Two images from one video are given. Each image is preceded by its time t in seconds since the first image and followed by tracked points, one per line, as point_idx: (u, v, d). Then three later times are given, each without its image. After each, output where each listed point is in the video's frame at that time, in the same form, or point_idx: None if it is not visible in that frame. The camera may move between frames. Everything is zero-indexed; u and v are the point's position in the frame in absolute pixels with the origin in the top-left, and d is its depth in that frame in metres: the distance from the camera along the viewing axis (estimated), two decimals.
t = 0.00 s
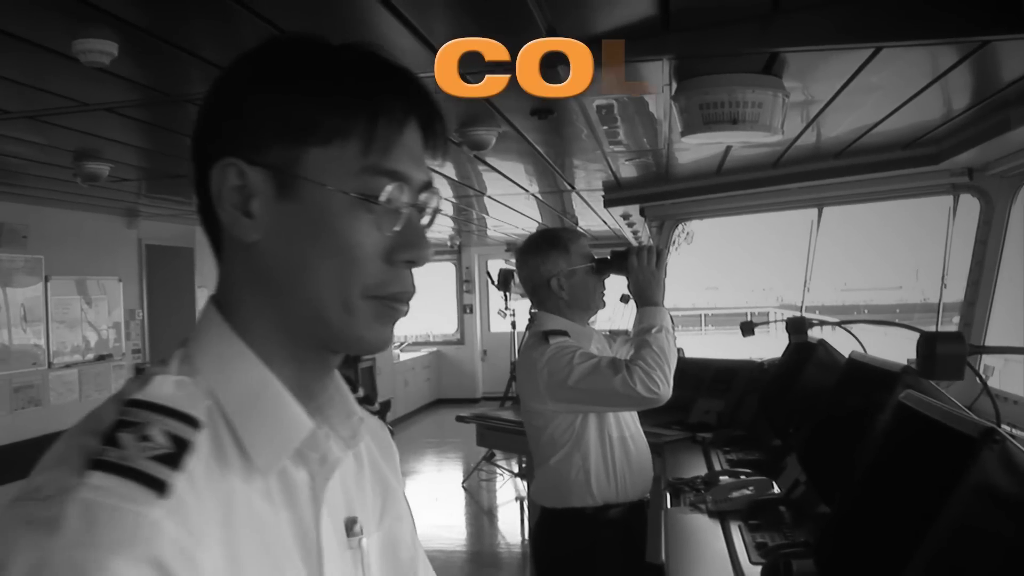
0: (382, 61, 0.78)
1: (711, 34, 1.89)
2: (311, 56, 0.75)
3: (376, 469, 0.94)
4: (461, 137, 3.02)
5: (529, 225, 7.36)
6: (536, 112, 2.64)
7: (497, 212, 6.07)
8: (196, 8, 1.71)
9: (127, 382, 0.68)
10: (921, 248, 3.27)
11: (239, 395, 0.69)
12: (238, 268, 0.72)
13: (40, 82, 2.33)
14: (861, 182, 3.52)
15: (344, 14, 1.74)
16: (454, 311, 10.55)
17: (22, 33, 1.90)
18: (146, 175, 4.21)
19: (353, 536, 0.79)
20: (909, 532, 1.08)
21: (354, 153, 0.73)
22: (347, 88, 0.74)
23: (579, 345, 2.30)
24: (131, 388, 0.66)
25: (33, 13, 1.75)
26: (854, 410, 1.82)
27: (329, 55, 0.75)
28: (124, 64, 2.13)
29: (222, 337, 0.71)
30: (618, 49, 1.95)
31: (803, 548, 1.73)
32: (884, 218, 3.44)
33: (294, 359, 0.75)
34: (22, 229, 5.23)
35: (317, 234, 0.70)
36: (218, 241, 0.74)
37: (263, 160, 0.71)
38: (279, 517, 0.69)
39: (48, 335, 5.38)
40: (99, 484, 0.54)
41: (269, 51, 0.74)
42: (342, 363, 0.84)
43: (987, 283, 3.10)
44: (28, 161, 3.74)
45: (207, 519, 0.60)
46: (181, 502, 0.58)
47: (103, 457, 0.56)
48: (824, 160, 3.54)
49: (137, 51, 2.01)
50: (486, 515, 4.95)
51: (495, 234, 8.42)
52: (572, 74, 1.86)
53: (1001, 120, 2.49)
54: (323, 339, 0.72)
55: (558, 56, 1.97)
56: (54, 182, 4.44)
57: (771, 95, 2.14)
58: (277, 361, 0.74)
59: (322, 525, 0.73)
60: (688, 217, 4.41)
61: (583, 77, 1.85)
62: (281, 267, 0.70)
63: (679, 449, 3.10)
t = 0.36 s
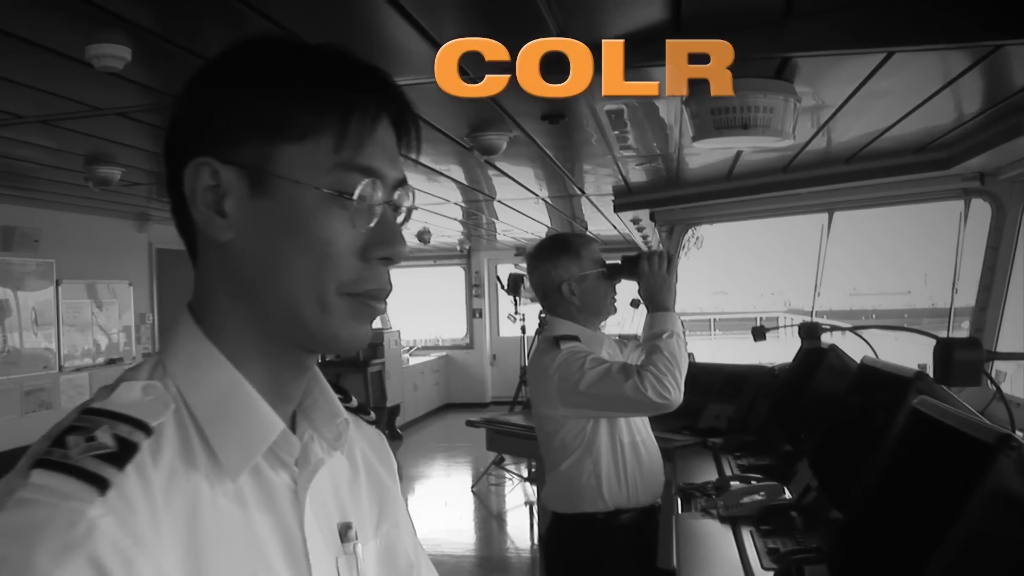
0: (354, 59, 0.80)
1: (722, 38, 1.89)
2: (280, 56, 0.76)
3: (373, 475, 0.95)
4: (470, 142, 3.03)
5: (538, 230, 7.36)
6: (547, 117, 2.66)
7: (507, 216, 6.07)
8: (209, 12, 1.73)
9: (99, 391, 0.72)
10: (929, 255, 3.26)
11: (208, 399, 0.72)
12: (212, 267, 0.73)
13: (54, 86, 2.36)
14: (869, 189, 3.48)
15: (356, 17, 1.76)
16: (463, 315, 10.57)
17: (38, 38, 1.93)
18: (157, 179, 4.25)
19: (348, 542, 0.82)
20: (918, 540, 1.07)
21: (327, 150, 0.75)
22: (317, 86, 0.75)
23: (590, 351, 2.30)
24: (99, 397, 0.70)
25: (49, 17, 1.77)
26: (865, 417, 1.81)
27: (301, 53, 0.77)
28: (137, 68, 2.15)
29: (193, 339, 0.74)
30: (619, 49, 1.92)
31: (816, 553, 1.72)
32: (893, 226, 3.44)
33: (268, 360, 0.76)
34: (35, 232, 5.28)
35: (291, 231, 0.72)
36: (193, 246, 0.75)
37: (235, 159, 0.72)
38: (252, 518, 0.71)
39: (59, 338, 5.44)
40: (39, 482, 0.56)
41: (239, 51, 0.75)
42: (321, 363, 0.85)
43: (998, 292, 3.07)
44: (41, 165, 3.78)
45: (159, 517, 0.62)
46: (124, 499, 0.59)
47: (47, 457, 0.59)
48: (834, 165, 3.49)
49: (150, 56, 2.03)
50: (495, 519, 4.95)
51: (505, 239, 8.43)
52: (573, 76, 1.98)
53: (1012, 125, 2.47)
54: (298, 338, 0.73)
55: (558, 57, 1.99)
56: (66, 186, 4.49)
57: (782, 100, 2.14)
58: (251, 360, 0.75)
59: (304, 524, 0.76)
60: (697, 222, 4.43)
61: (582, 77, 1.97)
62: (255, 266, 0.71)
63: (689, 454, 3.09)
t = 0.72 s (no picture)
0: (338, 54, 0.80)
1: (727, 40, 1.88)
2: (263, 50, 0.76)
3: (373, 469, 0.95)
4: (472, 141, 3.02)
5: (539, 230, 7.35)
6: (551, 117, 2.66)
7: (507, 216, 6.07)
8: (214, 9, 1.73)
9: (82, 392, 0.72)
10: (931, 259, 3.24)
11: (189, 396, 0.72)
12: (195, 261, 0.73)
13: (59, 82, 2.36)
14: (873, 192, 3.50)
15: (360, 16, 1.76)
16: (463, 315, 10.58)
17: (44, 33, 1.93)
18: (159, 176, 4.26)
19: (349, 535, 0.83)
20: (921, 547, 1.06)
21: (311, 143, 0.75)
22: (300, 80, 0.75)
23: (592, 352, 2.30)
24: (79, 399, 0.70)
25: (55, 13, 1.78)
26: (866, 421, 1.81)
27: (286, 47, 0.77)
28: (142, 65, 2.16)
29: (175, 337, 0.73)
30: (619, 49, 1.92)
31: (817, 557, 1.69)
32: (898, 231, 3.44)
33: (252, 356, 0.76)
34: (37, 228, 5.29)
35: (274, 223, 0.71)
36: (176, 242, 0.75)
37: (218, 152, 0.72)
38: (236, 513, 0.70)
39: (59, 334, 5.46)
40: (8, 481, 0.57)
41: (222, 45, 0.75)
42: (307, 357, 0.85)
43: (1000, 293, 3.00)
44: (44, 161, 3.79)
45: (136, 512, 0.61)
46: (95, 494, 0.59)
47: (19, 457, 0.59)
48: (837, 168, 3.53)
49: (156, 52, 2.03)
50: (492, 519, 4.95)
51: (504, 239, 8.43)
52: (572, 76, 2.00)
53: (1015, 130, 2.46)
54: (282, 332, 0.73)
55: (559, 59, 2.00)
56: (69, 182, 4.50)
57: (787, 103, 2.17)
58: (234, 355, 0.75)
59: (293, 519, 0.75)
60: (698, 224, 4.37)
61: (582, 77, 1.99)
62: (238, 260, 0.71)
63: (689, 456, 3.09)
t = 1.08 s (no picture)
0: (323, 41, 0.79)
1: (724, 37, 1.87)
2: (246, 39, 0.75)
3: (380, 459, 0.93)
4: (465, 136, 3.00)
5: (529, 226, 7.34)
6: (546, 113, 2.63)
7: (498, 212, 6.05)
8: (208, 1, 1.71)
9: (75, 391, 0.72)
10: (927, 257, 3.24)
11: (182, 391, 0.71)
12: (188, 254, 0.72)
13: (50, 76, 2.34)
14: (856, 190, 3.48)
15: (356, 9, 1.74)
16: (452, 311, 10.56)
17: (37, 26, 1.90)
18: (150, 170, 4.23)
19: (357, 526, 0.82)
20: (919, 545, 1.06)
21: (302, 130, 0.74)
22: (287, 67, 0.75)
23: (586, 349, 2.29)
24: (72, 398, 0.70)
25: (48, 6, 1.76)
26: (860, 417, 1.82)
27: (270, 36, 0.76)
28: (135, 58, 2.13)
29: (168, 333, 0.73)
30: (619, 49, 1.92)
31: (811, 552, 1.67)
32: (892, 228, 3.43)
33: (247, 348, 0.75)
34: (26, 223, 5.25)
35: (268, 212, 0.70)
36: (169, 237, 0.74)
37: (208, 144, 0.71)
38: (234, 505, 0.70)
39: (48, 329, 5.43)
40: None
41: (205, 36, 0.74)
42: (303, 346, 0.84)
43: (989, 293, 3.03)
44: (33, 154, 3.76)
45: (125, 507, 0.60)
46: (80, 489, 0.58)
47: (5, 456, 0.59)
48: (827, 166, 3.47)
49: (151, 45, 2.01)
50: (482, 515, 4.95)
51: (495, 235, 8.41)
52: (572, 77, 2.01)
53: (1007, 129, 2.47)
54: (279, 321, 0.72)
55: (557, 59, 2.00)
56: (59, 176, 4.47)
57: (782, 102, 2.20)
58: (228, 347, 0.74)
59: (295, 512, 0.74)
60: (689, 221, 4.39)
61: (581, 78, 2.01)
62: (233, 251, 0.70)
63: (681, 452, 3.09)
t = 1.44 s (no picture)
0: (314, 31, 0.79)
1: (720, 34, 1.86)
2: (236, 34, 0.74)
3: (383, 454, 0.92)
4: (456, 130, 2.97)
5: (519, 222, 7.32)
6: (539, 109, 2.59)
7: (488, 207, 6.04)
8: None
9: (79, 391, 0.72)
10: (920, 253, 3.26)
11: (186, 387, 0.70)
12: (192, 250, 0.71)
13: (41, 68, 2.31)
14: (844, 186, 3.44)
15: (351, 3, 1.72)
16: (441, 306, 10.54)
17: (29, 18, 1.88)
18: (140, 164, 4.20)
19: (363, 520, 0.81)
20: (914, 540, 1.07)
21: (301, 117, 0.73)
22: (279, 58, 0.74)
23: (580, 344, 2.29)
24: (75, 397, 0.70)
25: None
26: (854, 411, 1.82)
27: (259, 28, 0.75)
28: (128, 52, 2.11)
29: (171, 330, 0.72)
30: (619, 49, 1.88)
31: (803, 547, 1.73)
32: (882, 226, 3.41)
33: (252, 341, 0.74)
34: (14, 217, 5.21)
35: (273, 203, 0.69)
36: (171, 235, 0.74)
37: (208, 139, 0.70)
38: (242, 501, 0.69)
39: (37, 324, 5.41)
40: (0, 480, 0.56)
41: (193, 32, 0.74)
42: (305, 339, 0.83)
43: (980, 289, 3.08)
44: (23, 148, 3.73)
45: (134, 505, 0.60)
46: (88, 488, 0.57)
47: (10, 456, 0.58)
48: (820, 163, 3.39)
49: (146, 38, 1.99)
50: (472, 510, 4.95)
51: (484, 230, 8.40)
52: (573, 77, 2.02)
53: (998, 127, 2.48)
54: (287, 311, 0.71)
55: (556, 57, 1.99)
56: (49, 170, 4.43)
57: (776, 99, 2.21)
58: (233, 340, 0.73)
59: (302, 507, 0.74)
60: (679, 216, 4.43)
61: (581, 78, 2.01)
62: (239, 243, 0.69)
63: (673, 448, 3.10)
